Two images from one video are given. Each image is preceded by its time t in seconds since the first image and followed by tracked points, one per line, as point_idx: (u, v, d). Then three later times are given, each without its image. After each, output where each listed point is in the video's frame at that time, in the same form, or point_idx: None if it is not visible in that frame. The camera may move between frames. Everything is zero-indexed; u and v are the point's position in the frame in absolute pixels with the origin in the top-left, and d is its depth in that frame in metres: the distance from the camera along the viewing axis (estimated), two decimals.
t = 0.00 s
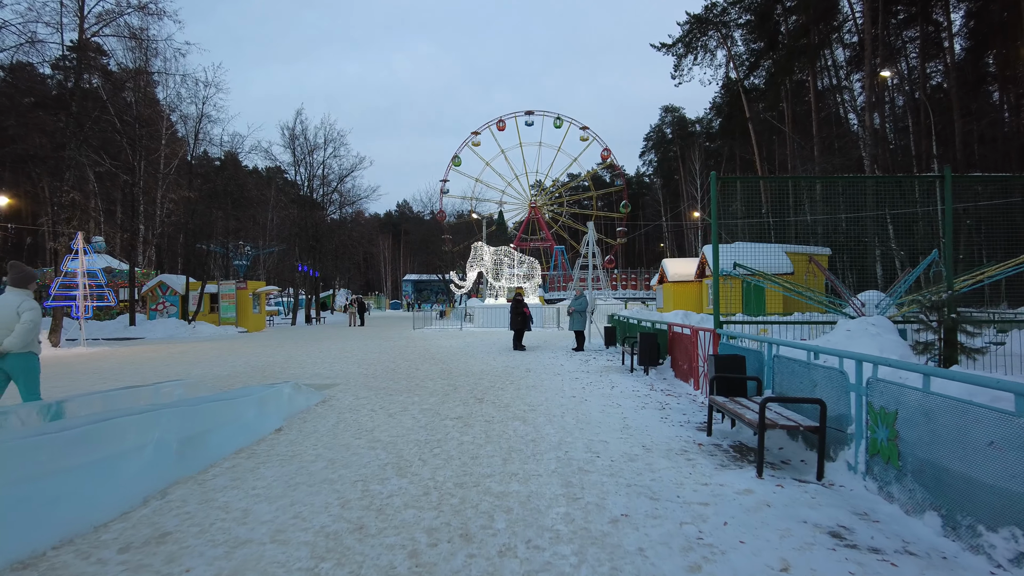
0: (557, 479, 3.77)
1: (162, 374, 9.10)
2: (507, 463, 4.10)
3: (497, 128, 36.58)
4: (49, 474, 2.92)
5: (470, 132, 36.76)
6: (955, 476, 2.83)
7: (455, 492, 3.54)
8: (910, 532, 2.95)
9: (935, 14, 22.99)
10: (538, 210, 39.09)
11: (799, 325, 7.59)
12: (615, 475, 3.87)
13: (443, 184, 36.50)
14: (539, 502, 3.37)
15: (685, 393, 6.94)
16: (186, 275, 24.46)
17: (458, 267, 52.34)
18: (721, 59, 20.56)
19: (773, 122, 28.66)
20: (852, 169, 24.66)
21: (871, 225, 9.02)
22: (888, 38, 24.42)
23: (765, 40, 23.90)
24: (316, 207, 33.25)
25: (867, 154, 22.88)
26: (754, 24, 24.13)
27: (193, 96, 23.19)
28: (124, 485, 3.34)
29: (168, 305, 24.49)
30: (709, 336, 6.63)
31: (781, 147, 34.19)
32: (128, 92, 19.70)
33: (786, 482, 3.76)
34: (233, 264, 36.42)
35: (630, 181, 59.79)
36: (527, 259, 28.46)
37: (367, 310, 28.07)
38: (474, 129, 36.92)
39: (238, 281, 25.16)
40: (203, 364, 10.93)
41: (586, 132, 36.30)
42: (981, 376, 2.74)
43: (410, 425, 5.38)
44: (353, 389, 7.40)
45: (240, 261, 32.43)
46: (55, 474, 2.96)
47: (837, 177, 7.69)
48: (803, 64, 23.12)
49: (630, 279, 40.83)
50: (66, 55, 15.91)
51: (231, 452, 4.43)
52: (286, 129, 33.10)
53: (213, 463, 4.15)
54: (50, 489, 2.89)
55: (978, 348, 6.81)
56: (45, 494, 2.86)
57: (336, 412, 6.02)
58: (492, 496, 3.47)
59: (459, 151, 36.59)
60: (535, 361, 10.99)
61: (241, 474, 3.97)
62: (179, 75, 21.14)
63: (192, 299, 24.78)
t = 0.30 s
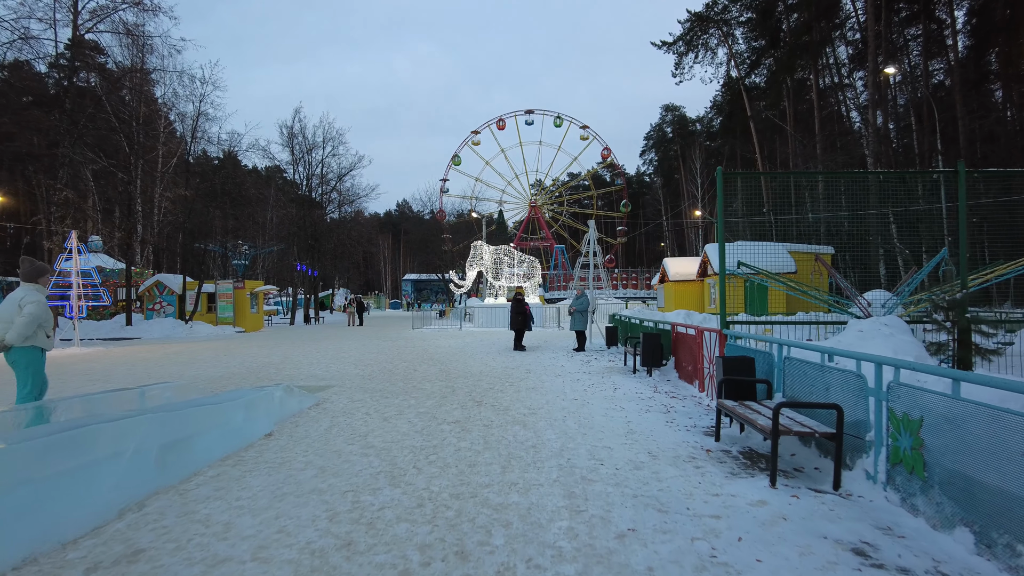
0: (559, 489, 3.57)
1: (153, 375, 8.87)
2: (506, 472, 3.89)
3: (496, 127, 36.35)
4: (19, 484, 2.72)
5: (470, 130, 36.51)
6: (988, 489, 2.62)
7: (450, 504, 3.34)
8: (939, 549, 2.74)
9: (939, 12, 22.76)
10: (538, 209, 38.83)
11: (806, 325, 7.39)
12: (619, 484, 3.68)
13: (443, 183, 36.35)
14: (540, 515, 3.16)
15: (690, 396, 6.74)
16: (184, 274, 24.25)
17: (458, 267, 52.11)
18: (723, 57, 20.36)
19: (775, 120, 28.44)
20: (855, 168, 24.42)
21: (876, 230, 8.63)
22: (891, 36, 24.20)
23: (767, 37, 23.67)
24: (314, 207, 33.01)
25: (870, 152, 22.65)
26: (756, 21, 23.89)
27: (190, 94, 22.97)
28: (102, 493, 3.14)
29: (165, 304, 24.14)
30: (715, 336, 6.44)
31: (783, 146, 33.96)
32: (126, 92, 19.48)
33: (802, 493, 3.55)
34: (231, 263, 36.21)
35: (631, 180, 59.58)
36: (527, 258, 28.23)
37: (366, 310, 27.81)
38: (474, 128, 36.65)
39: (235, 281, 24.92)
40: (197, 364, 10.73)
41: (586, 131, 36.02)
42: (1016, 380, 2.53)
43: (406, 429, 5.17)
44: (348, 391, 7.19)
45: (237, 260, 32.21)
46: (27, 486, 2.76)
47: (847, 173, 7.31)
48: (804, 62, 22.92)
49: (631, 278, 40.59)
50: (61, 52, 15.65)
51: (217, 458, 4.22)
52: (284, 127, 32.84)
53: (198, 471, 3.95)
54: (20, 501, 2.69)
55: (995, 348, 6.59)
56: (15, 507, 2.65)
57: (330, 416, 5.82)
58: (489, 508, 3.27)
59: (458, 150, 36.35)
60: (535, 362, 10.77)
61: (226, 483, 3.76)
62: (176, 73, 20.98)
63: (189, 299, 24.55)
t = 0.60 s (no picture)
0: (560, 499, 3.38)
1: (144, 376, 8.67)
2: (505, 480, 3.71)
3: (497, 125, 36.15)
4: None
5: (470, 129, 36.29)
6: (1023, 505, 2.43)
7: (446, 516, 3.15)
8: (969, 567, 2.55)
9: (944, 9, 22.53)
10: (538, 208, 38.60)
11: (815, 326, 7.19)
12: (625, 494, 3.49)
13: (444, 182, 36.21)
14: (540, 529, 2.97)
15: (695, 399, 6.55)
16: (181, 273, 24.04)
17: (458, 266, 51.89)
18: (725, 54, 20.12)
19: (777, 118, 28.20)
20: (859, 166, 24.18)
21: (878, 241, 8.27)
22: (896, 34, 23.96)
23: (769, 35, 23.40)
24: (313, 205, 32.83)
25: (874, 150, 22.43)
26: (758, 19, 23.64)
27: (187, 92, 22.74)
28: (74, 504, 2.96)
29: (162, 303, 24.25)
30: (722, 337, 6.25)
31: (785, 144, 33.70)
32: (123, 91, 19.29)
33: (817, 503, 3.36)
34: (230, 262, 36.00)
35: (632, 179, 59.35)
36: (527, 257, 28.03)
37: (365, 310, 27.61)
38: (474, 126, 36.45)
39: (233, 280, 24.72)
40: (191, 365, 10.53)
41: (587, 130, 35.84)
42: None
43: (402, 434, 4.98)
44: (343, 393, 7.00)
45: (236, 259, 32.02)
46: None
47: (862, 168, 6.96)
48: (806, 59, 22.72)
49: (632, 278, 40.38)
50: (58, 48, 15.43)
51: (201, 466, 4.03)
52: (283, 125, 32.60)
53: (182, 479, 3.76)
54: None
55: (1012, 350, 6.36)
56: None
57: (323, 419, 5.63)
58: (486, 521, 3.08)
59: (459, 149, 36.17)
60: (535, 363, 10.57)
61: (210, 492, 3.57)
62: (176, 70, 20.86)
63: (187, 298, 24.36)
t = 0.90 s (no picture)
0: (565, 509, 3.16)
1: (136, 376, 8.45)
2: (505, 487, 3.49)
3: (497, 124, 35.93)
4: None
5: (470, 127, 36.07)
6: None
7: (442, 527, 2.93)
8: None
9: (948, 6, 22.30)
10: (539, 207, 38.36)
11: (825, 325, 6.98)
12: (634, 502, 3.27)
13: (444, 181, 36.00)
14: (544, 542, 2.75)
15: (703, 400, 6.33)
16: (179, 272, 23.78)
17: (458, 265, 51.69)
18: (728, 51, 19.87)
19: (780, 116, 27.92)
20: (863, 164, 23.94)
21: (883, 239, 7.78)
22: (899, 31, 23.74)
23: (771, 32, 23.03)
24: (312, 204, 32.62)
25: (878, 148, 22.20)
26: (760, 16, 23.40)
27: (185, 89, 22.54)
28: (39, 515, 2.74)
29: (160, 302, 24.35)
30: (730, 336, 6.03)
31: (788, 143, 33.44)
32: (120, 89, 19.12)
33: (841, 513, 3.14)
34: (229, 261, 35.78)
35: (632, 178, 59.09)
36: (528, 256, 27.80)
37: (364, 309, 27.37)
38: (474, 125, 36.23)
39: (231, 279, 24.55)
40: (185, 365, 10.33)
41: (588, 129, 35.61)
42: None
43: (398, 437, 4.75)
44: (338, 394, 6.77)
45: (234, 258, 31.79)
46: None
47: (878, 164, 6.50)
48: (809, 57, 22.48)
49: (633, 277, 40.14)
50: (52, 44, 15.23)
51: (185, 471, 3.81)
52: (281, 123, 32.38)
53: (163, 485, 3.54)
54: None
55: None
56: None
57: (317, 421, 5.41)
58: (485, 532, 2.86)
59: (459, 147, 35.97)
60: (537, 362, 10.34)
61: (191, 499, 3.35)
62: (173, 67, 20.65)
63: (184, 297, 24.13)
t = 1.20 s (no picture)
0: (569, 527, 2.96)
1: (127, 379, 8.23)
2: (505, 502, 3.29)
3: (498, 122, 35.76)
4: None
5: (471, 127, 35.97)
6: None
7: (436, 547, 2.73)
8: None
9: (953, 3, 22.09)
10: (540, 206, 38.14)
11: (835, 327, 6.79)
12: (642, 519, 3.06)
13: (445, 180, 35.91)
14: (546, 566, 2.55)
15: (709, 404, 6.14)
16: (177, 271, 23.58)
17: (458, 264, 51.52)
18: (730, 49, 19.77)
19: (782, 115, 27.67)
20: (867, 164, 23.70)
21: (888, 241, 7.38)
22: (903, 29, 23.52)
23: (773, 30, 22.85)
24: (311, 202, 32.40)
25: (881, 146, 21.98)
26: (762, 13, 23.17)
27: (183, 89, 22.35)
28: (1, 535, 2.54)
29: (159, 302, 23.86)
30: (739, 340, 5.82)
31: (790, 142, 33.14)
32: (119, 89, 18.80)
33: (866, 532, 2.93)
34: (228, 261, 35.60)
35: (634, 178, 58.83)
36: (529, 256, 27.57)
37: (364, 310, 27.15)
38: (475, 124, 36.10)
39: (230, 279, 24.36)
40: (179, 366, 10.15)
41: (589, 128, 35.42)
42: None
43: (393, 445, 4.55)
44: (332, 397, 6.56)
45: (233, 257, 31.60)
46: None
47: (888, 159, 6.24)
48: (811, 55, 22.28)
49: (635, 276, 39.89)
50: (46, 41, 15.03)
51: (166, 483, 3.61)
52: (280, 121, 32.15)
53: (141, 499, 3.34)
54: None
55: None
56: None
57: (309, 427, 5.21)
58: (483, 553, 2.66)
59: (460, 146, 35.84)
60: (537, 364, 10.13)
61: (169, 515, 3.15)
62: (172, 65, 20.51)
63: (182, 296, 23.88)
